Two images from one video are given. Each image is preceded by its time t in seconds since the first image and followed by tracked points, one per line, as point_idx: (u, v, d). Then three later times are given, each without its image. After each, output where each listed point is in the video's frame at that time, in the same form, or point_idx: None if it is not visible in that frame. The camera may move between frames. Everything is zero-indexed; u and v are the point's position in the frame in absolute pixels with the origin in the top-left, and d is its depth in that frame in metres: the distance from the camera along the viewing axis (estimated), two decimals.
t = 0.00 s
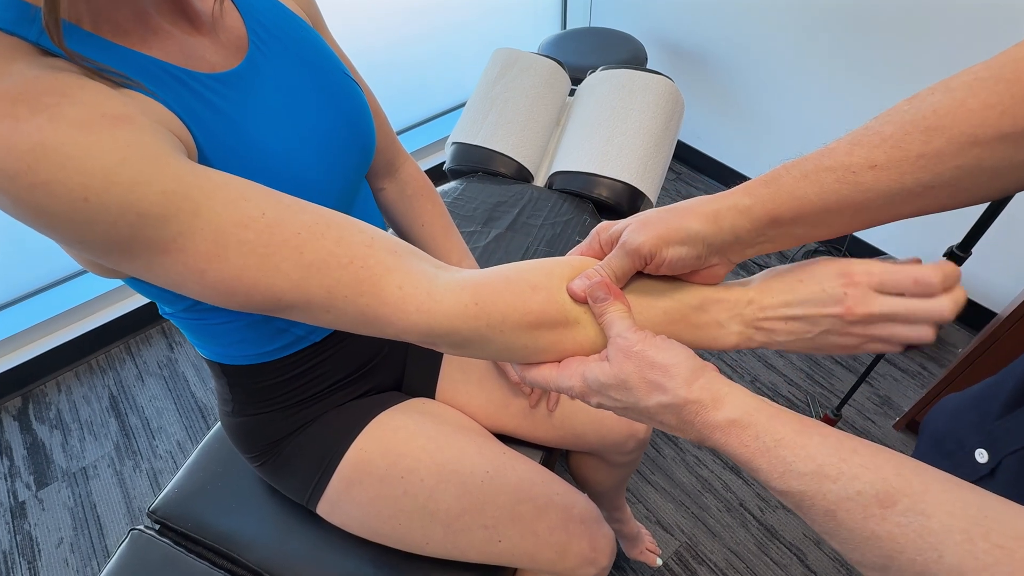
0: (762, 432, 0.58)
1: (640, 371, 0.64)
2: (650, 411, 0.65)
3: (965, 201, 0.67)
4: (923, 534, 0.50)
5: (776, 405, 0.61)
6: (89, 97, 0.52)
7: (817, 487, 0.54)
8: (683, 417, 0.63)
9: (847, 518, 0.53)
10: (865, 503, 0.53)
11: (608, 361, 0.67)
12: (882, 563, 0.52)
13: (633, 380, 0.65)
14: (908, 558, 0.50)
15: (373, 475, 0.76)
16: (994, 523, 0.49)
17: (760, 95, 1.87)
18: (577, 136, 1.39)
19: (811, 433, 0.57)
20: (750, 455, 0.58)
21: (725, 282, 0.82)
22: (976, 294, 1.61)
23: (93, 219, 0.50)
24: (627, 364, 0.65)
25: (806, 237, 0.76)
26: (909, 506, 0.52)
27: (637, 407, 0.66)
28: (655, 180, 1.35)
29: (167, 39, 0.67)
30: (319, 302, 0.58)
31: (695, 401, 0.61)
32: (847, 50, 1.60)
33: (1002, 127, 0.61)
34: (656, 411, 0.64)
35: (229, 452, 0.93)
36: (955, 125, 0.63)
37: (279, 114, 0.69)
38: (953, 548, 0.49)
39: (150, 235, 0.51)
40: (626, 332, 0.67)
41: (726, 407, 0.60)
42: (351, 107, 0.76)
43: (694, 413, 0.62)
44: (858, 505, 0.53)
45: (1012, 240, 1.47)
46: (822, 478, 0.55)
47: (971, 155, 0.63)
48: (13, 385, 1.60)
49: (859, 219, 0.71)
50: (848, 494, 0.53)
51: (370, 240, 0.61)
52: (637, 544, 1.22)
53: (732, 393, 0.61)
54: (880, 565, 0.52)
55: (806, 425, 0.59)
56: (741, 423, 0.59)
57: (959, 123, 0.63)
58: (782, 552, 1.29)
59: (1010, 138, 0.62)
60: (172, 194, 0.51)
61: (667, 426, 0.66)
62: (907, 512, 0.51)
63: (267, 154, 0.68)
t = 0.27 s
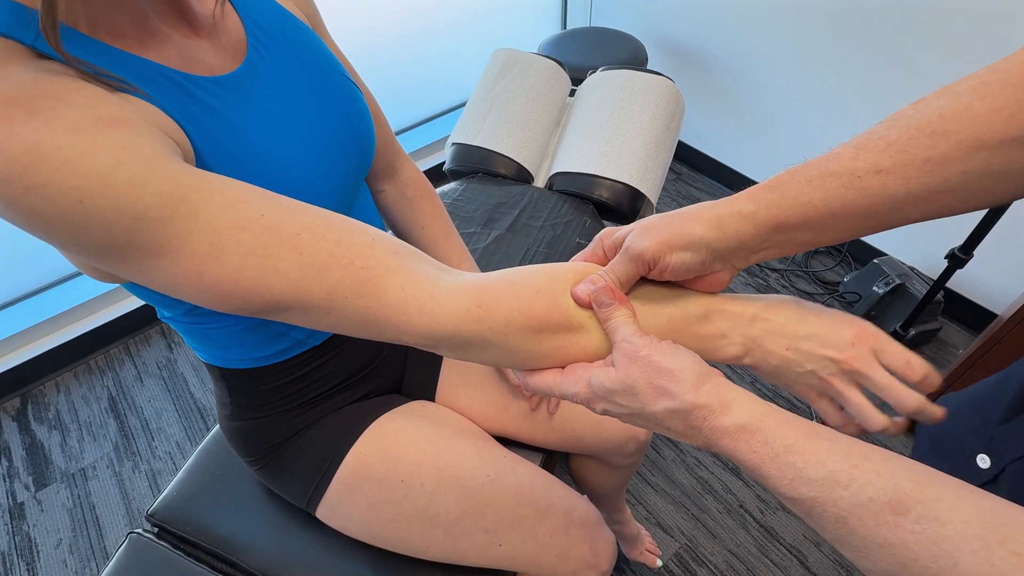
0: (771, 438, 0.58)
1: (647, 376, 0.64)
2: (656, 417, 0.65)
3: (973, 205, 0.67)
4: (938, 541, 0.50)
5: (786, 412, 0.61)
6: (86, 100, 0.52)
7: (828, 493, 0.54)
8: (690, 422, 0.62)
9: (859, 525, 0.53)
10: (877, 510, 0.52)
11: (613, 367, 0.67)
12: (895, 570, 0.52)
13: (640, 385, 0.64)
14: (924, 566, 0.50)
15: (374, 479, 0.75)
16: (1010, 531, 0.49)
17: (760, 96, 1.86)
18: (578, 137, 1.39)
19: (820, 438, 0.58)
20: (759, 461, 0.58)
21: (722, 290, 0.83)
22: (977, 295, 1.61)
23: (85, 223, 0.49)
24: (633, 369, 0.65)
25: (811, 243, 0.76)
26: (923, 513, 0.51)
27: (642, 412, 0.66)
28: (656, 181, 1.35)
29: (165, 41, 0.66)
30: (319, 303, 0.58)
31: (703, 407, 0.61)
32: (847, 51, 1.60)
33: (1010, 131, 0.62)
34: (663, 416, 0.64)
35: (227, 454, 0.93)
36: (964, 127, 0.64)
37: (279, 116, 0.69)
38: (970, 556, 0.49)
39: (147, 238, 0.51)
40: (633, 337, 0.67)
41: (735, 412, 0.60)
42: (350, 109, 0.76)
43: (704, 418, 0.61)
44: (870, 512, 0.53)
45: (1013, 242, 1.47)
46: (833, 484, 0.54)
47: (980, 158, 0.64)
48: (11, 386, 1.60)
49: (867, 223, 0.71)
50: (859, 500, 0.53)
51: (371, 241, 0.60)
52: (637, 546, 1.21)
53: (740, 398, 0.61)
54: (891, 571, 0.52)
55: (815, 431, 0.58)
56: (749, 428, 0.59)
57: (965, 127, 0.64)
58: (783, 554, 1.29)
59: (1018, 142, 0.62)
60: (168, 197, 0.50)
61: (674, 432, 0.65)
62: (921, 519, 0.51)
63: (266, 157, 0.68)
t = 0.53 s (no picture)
0: (770, 441, 0.58)
1: (646, 381, 0.65)
2: (656, 422, 0.66)
3: (969, 207, 0.68)
4: (938, 542, 0.50)
5: (783, 413, 0.61)
6: (83, 104, 0.52)
7: (829, 495, 0.54)
8: (689, 426, 0.63)
9: (860, 527, 0.53)
10: (878, 511, 0.52)
11: (612, 373, 0.68)
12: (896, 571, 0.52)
13: (639, 391, 0.65)
14: (924, 566, 0.50)
15: (373, 480, 0.75)
16: (1010, 529, 0.49)
17: (760, 96, 1.86)
18: (577, 137, 1.38)
19: (820, 438, 0.58)
20: (760, 463, 0.58)
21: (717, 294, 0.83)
22: (977, 296, 1.61)
23: (82, 230, 0.49)
24: (632, 374, 0.66)
25: (806, 247, 0.75)
26: (922, 513, 0.51)
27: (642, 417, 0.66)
28: (656, 180, 1.34)
29: (162, 43, 0.66)
30: (317, 311, 0.57)
31: (702, 411, 0.62)
32: (847, 52, 1.60)
33: (1004, 133, 0.62)
34: (663, 421, 0.64)
35: (226, 455, 0.93)
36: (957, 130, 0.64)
37: (278, 118, 0.69)
38: (971, 556, 0.48)
39: (145, 245, 0.50)
40: (630, 342, 0.68)
41: (733, 416, 0.61)
42: (350, 111, 0.76)
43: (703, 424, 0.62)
44: (870, 513, 0.53)
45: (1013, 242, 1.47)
46: (833, 486, 0.54)
47: (974, 161, 0.64)
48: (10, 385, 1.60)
49: (862, 226, 0.71)
50: (860, 502, 0.53)
51: (369, 248, 0.60)
52: (637, 547, 1.21)
53: (738, 401, 0.62)
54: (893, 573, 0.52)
55: (814, 432, 0.59)
56: (748, 432, 0.59)
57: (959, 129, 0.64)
58: (782, 554, 1.29)
59: (1013, 144, 0.62)
60: (166, 204, 0.50)
61: (673, 436, 0.66)
62: (921, 520, 0.51)
63: (265, 159, 0.67)
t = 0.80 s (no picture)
0: (765, 442, 0.59)
1: (639, 386, 0.65)
2: (651, 425, 0.66)
3: (960, 210, 0.67)
4: (933, 539, 0.50)
5: (776, 414, 0.61)
6: (77, 107, 0.51)
7: (823, 495, 0.55)
8: (684, 430, 0.64)
9: (855, 526, 0.53)
10: (873, 510, 0.53)
11: (605, 378, 0.68)
12: (891, 569, 0.52)
13: (633, 396, 0.66)
14: (920, 563, 0.50)
15: (371, 481, 0.75)
16: (1004, 525, 0.49)
17: (761, 94, 1.86)
18: (577, 135, 1.38)
19: (814, 438, 0.58)
20: (754, 465, 0.59)
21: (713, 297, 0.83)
22: (979, 295, 1.60)
23: (75, 233, 0.49)
24: (626, 379, 0.66)
25: (797, 251, 0.75)
26: (917, 511, 0.51)
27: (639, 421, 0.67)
28: (656, 179, 1.34)
29: (157, 42, 0.66)
30: (309, 321, 0.57)
31: (697, 414, 0.62)
32: (847, 50, 1.59)
33: (994, 138, 0.62)
34: (658, 425, 0.65)
35: (224, 454, 0.92)
36: (944, 136, 0.63)
37: (274, 117, 0.68)
38: (965, 552, 0.49)
39: (139, 250, 0.50)
40: (622, 347, 0.68)
41: (727, 417, 0.61)
42: (347, 111, 0.75)
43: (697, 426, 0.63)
44: (865, 512, 0.53)
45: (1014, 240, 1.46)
46: (827, 485, 0.55)
47: (964, 165, 0.64)
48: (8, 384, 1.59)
49: (852, 231, 0.71)
50: (855, 501, 0.53)
51: (363, 257, 0.59)
52: (637, 546, 1.21)
53: (732, 402, 0.62)
54: (889, 570, 0.52)
55: (808, 433, 0.59)
56: (743, 433, 0.60)
57: (946, 135, 0.63)
58: (782, 553, 1.29)
59: (1005, 148, 0.62)
60: (160, 210, 0.50)
61: (669, 439, 0.66)
62: (915, 518, 0.51)
63: (261, 159, 0.67)
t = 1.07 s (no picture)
0: (760, 435, 0.59)
1: (636, 381, 0.65)
2: (649, 420, 0.66)
3: (956, 207, 0.67)
4: (927, 528, 0.50)
5: (773, 407, 0.62)
6: (75, 106, 0.51)
7: (819, 486, 0.55)
8: (681, 424, 0.64)
9: (850, 516, 0.53)
10: (868, 500, 0.53)
11: (602, 374, 0.68)
12: (887, 559, 0.52)
13: (630, 391, 0.66)
14: (914, 552, 0.50)
15: (371, 479, 0.75)
16: (997, 515, 0.49)
17: (761, 93, 1.85)
18: (577, 133, 1.38)
19: (808, 429, 0.59)
20: (750, 458, 0.59)
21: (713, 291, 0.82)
22: (979, 293, 1.60)
23: (76, 235, 0.48)
24: (622, 375, 0.66)
25: (795, 247, 0.75)
26: (911, 500, 0.52)
27: (637, 416, 0.67)
28: (657, 177, 1.33)
29: (155, 40, 0.65)
30: (310, 322, 0.57)
31: (694, 410, 0.62)
32: (846, 47, 1.59)
33: (990, 133, 0.61)
34: (656, 420, 0.65)
35: (224, 453, 0.92)
36: (942, 131, 0.63)
37: (274, 116, 0.68)
38: (958, 540, 0.49)
39: (138, 252, 0.50)
40: (619, 343, 0.68)
41: (724, 411, 0.61)
42: (347, 109, 0.75)
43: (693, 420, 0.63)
44: (860, 502, 0.53)
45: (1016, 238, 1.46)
46: (822, 476, 0.55)
47: (961, 161, 0.63)
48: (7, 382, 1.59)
49: (848, 228, 0.71)
50: (849, 491, 0.54)
51: (363, 258, 0.59)
52: (637, 544, 1.21)
53: (728, 397, 0.62)
54: (886, 561, 0.52)
55: (805, 426, 0.59)
56: (738, 426, 0.60)
57: (944, 131, 0.63)
58: (782, 551, 1.29)
59: (1001, 144, 0.61)
60: (159, 210, 0.49)
61: (666, 434, 0.66)
62: (910, 507, 0.51)
63: (260, 157, 0.66)
